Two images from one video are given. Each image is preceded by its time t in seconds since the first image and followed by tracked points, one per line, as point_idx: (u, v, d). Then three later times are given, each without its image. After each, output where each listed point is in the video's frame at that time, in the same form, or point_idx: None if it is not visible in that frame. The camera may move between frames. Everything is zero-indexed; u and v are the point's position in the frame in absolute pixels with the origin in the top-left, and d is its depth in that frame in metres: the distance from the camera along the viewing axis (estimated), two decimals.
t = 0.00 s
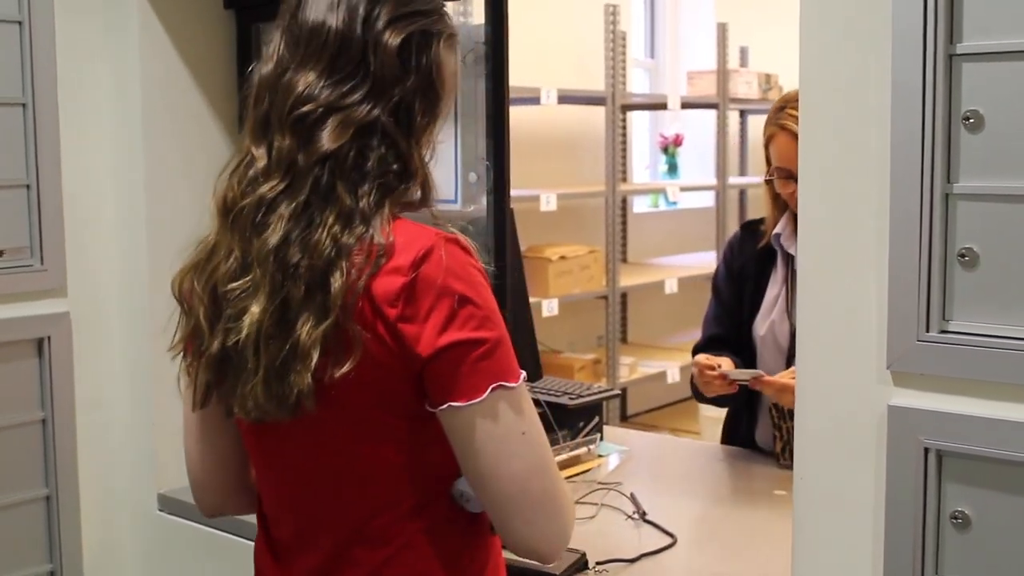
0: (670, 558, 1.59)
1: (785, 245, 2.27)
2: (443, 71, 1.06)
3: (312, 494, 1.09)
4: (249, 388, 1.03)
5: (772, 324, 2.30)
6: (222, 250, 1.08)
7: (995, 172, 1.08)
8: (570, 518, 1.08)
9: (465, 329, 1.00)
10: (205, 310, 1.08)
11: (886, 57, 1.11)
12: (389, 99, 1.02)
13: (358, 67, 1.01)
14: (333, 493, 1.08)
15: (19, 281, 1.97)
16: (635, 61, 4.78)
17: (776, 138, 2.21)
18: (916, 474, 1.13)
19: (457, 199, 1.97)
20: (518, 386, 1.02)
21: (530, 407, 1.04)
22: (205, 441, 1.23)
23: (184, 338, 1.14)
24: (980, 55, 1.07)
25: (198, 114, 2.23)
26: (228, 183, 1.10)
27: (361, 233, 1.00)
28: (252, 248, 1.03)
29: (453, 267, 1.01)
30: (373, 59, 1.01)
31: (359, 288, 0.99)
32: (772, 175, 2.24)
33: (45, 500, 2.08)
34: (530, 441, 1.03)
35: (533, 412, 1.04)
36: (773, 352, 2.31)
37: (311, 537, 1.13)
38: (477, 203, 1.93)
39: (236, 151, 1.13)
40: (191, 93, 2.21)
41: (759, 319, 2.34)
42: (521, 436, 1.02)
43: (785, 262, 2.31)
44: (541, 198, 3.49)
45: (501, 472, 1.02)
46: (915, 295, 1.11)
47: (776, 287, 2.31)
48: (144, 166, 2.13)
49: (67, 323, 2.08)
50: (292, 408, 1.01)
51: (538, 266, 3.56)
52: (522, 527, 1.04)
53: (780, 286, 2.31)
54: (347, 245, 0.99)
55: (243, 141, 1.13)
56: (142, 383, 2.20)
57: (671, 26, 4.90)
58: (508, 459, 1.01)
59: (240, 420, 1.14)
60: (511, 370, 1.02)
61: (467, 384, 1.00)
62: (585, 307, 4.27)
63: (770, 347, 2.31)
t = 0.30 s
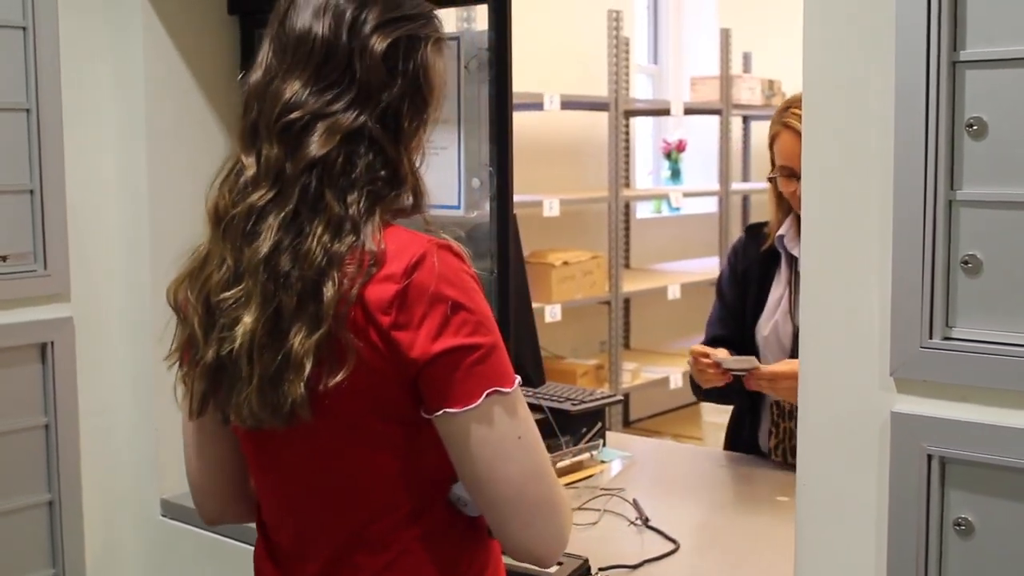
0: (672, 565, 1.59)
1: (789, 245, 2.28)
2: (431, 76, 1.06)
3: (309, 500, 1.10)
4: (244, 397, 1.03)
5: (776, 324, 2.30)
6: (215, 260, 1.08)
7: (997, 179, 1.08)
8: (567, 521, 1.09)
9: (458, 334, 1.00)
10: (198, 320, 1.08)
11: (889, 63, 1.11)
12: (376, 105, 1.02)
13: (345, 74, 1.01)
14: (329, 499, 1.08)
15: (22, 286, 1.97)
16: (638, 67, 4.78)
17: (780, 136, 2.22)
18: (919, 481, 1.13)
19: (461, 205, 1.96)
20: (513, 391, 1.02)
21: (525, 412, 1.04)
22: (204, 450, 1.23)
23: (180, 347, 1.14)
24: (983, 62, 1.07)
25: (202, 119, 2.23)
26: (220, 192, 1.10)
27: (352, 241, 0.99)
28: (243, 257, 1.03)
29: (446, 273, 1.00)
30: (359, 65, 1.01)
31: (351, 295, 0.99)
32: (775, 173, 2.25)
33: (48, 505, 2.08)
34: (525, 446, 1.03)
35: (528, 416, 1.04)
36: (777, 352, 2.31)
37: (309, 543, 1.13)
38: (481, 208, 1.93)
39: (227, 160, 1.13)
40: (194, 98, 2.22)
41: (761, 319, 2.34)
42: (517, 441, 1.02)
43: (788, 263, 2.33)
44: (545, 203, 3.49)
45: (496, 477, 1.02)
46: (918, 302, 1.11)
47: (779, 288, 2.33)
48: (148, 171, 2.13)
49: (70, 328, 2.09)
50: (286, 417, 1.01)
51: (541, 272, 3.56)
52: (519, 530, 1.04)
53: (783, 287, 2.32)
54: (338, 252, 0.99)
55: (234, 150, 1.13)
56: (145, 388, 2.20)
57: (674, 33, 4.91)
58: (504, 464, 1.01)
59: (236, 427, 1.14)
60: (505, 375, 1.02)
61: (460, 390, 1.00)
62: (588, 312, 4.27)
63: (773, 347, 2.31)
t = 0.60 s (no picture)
0: (673, 566, 1.59)
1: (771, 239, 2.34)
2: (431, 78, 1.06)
3: (308, 501, 1.09)
4: (238, 394, 1.03)
5: (755, 320, 2.37)
6: (212, 256, 1.08)
7: (997, 180, 1.08)
8: (566, 520, 1.09)
9: (455, 335, 1.00)
10: (195, 317, 1.08)
11: (889, 63, 1.11)
12: (374, 105, 1.02)
13: (343, 73, 1.01)
14: (328, 500, 1.08)
15: (23, 288, 1.97)
16: (639, 68, 4.78)
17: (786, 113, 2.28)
18: (920, 482, 1.13)
19: (461, 207, 1.96)
20: (509, 391, 1.02)
21: (523, 412, 1.04)
22: (202, 451, 1.23)
23: (177, 343, 1.14)
24: (984, 62, 1.07)
25: (202, 120, 2.23)
26: (218, 188, 1.10)
27: (347, 240, 0.99)
28: (240, 254, 1.03)
29: (441, 273, 1.00)
30: (358, 65, 1.01)
31: (346, 293, 0.98)
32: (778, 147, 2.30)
33: (49, 507, 2.08)
34: (524, 446, 1.03)
35: (526, 416, 1.04)
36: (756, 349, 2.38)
37: (308, 542, 1.13)
38: (481, 210, 1.93)
39: (226, 156, 1.13)
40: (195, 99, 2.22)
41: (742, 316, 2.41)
42: (515, 441, 1.02)
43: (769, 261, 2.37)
44: (546, 205, 3.49)
45: (495, 478, 1.01)
46: (919, 303, 1.11)
47: (760, 286, 2.38)
48: (148, 172, 2.14)
49: (71, 330, 2.09)
50: (280, 414, 1.01)
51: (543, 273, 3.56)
52: (518, 530, 1.04)
53: (763, 285, 2.38)
54: (334, 251, 0.98)
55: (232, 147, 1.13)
56: (146, 389, 2.20)
57: (675, 34, 4.91)
58: (503, 464, 1.01)
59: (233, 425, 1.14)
60: (501, 376, 1.02)
61: (457, 390, 0.99)
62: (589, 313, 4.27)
63: (752, 343, 2.38)
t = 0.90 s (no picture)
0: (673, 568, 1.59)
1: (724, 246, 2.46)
2: (432, 79, 1.05)
3: (305, 500, 1.10)
4: (234, 392, 1.03)
5: (713, 329, 2.46)
6: (212, 257, 1.09)
7: (997, 180, 1.07)
8: (561, 521, 1.07)
9: (447, 334, 0.99)
10: (195, 317, 1.09)
11: (889, 63, 1.11)
12: (372, 106, 1.02)
13: (342, 74, 1.01)
14: (325, 499, 1.08)
15: (24, 290, 1.97)
16: (639, 69, 4.78)
17: (734, 119, 2.44)
18: (920, 483, 1.12)
19: (461, 208, 1.95)
20: (503, 390, 1.01)
21: (516, 411, 1.02)
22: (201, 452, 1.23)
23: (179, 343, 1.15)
24: (984, 62, 1.07)
25: (202, 121, 2.23)
26: (219, 189, 1.10)
27: (340, 240, 0.99)
28: (236, 254, 1.03)
29: (434, 273, 1.00)
30: (357, 66, 1.01)
31: (338, 293, 0.98)
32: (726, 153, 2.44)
33: (50, 509, 2.08)
34: (517, 446, 1.01)
35: (520, 415, 1.03)
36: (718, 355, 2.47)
37: (306, 541, 1.13)
38: (481, 211, 1.93)
39: (229, 157, 1.14)
40: (194, 100, 2.22)
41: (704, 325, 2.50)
42: (507, 441, 1.01)
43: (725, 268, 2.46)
44: (546, 206, 3.48)
45: (486, 478, 1.00)
46: (919, 304, 1.10)
47: (717, 293, 2.47)
48: (148, 173, 2.14)
49: (71, 332, 2.08)
50: (274, 414, 1.01)
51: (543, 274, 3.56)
52: (511, 531, 1.03)
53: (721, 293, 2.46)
54: (327, 251, 0.98)
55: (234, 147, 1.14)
56: (146, 390, 2.20)
57: (675, 35, 4.91)
58: (495, 464, 1.00)
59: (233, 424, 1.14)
60: (494, 376, 1.01)
61: (448, 390, 0.98)
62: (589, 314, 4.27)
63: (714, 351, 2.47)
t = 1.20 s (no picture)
0: (673, 568, 1.59)
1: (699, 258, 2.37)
2: (431, 84, 1.03)
3: (295, 499, 1.11)
4: (218, 385, 1.06)
5: (694, 339, 2.39)
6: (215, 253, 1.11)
7: (997, 181, 1.08)
8: (531, 537, 1.02)
9: (409, 338, 0.96)
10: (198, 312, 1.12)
11: (889, 64, 1.11)
12: (366, 110, 1.01)
13: (338, 77, 1.01)
14: (309, 500, 1.09)
15: (24, 291, 1.97)
16: (639, 69, 4.77)
17: (702, 127, 2.37)
18: (920, 483, 1.12)
19: (461, 208, 1.95)
20: (467, 398, 0.97)
21: (481, 421, 0.98)
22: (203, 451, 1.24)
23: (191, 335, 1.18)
24: (984, 63, 1.07)
25: (202, 122, 2.23)
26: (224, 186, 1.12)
27: (315, 242, 1.00)
28: (226, 252, 1.05)
29: (401, 275, 0.97)
30: (354, 68, 1.00)
31: (309, 293, 0.99)
32: (698, 163, 2.36)
33: (50, 510, 2.08)
34: (477, 457, 0.97)
35: (486, 426, 0.98)
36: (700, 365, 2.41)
37: (300, 538, 1.14)
38: (482, 212, 1.93)
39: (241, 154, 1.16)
40: (195, 100, 2.22)
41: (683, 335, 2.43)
42: (466, 451, 0.96)
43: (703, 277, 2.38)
44: (546, 206, 3.48)
45: (442, 489, 0.96)
46: (919, 304, 1.10)
47: (696, 303, 2.39)
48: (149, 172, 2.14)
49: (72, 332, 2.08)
50: (251, 413, 1.03)
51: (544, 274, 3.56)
52: (472, 545, 0.98)
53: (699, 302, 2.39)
54: (303, 253, 0.99)
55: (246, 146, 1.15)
56: (146, 391, 2.20)
57: (674, 35, 4.91)
58: (450, 476, 0.96)
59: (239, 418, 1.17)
60: (461, 383, 0.97)
61: (405, 394, 0.96)
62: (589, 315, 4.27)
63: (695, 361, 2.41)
